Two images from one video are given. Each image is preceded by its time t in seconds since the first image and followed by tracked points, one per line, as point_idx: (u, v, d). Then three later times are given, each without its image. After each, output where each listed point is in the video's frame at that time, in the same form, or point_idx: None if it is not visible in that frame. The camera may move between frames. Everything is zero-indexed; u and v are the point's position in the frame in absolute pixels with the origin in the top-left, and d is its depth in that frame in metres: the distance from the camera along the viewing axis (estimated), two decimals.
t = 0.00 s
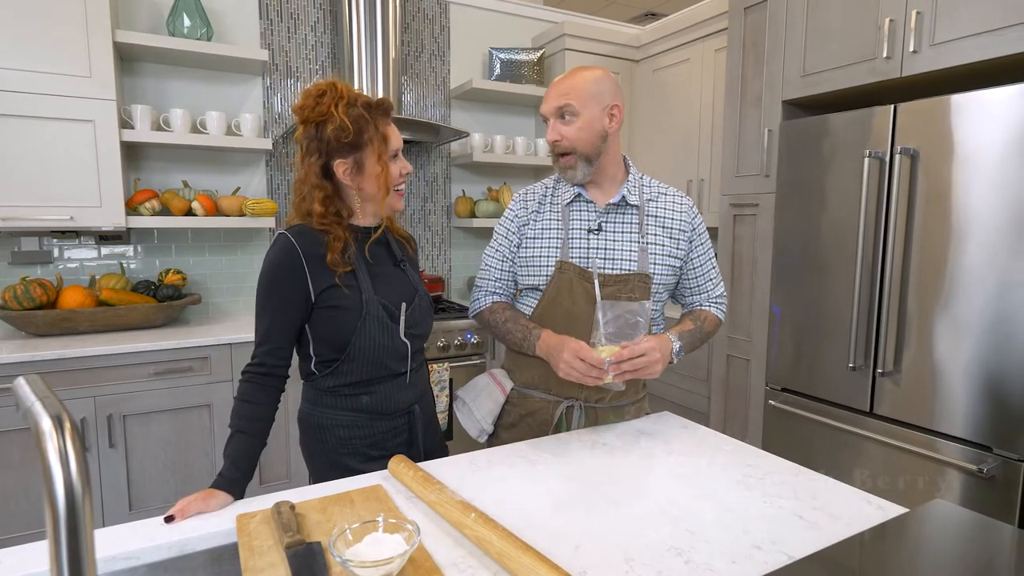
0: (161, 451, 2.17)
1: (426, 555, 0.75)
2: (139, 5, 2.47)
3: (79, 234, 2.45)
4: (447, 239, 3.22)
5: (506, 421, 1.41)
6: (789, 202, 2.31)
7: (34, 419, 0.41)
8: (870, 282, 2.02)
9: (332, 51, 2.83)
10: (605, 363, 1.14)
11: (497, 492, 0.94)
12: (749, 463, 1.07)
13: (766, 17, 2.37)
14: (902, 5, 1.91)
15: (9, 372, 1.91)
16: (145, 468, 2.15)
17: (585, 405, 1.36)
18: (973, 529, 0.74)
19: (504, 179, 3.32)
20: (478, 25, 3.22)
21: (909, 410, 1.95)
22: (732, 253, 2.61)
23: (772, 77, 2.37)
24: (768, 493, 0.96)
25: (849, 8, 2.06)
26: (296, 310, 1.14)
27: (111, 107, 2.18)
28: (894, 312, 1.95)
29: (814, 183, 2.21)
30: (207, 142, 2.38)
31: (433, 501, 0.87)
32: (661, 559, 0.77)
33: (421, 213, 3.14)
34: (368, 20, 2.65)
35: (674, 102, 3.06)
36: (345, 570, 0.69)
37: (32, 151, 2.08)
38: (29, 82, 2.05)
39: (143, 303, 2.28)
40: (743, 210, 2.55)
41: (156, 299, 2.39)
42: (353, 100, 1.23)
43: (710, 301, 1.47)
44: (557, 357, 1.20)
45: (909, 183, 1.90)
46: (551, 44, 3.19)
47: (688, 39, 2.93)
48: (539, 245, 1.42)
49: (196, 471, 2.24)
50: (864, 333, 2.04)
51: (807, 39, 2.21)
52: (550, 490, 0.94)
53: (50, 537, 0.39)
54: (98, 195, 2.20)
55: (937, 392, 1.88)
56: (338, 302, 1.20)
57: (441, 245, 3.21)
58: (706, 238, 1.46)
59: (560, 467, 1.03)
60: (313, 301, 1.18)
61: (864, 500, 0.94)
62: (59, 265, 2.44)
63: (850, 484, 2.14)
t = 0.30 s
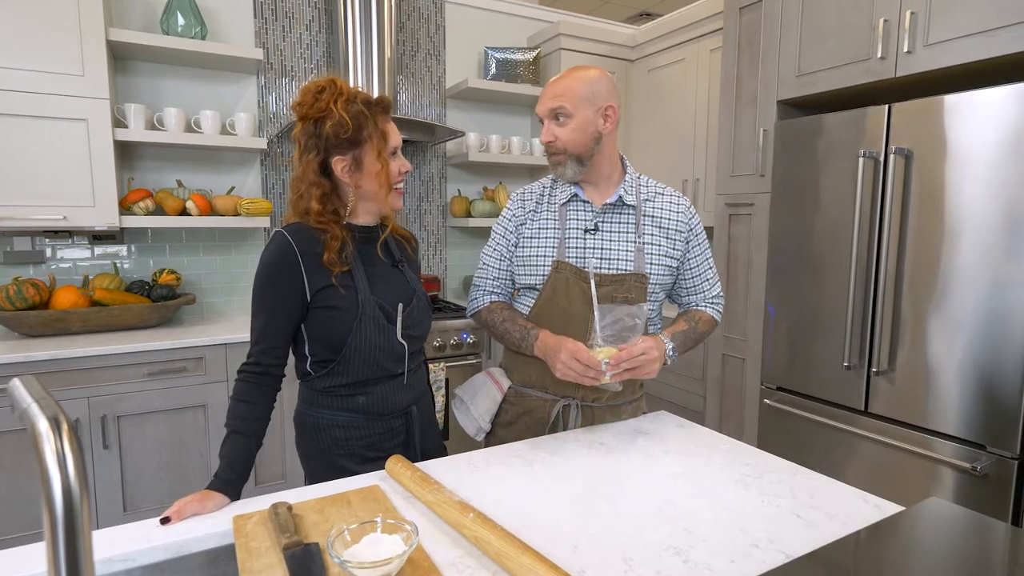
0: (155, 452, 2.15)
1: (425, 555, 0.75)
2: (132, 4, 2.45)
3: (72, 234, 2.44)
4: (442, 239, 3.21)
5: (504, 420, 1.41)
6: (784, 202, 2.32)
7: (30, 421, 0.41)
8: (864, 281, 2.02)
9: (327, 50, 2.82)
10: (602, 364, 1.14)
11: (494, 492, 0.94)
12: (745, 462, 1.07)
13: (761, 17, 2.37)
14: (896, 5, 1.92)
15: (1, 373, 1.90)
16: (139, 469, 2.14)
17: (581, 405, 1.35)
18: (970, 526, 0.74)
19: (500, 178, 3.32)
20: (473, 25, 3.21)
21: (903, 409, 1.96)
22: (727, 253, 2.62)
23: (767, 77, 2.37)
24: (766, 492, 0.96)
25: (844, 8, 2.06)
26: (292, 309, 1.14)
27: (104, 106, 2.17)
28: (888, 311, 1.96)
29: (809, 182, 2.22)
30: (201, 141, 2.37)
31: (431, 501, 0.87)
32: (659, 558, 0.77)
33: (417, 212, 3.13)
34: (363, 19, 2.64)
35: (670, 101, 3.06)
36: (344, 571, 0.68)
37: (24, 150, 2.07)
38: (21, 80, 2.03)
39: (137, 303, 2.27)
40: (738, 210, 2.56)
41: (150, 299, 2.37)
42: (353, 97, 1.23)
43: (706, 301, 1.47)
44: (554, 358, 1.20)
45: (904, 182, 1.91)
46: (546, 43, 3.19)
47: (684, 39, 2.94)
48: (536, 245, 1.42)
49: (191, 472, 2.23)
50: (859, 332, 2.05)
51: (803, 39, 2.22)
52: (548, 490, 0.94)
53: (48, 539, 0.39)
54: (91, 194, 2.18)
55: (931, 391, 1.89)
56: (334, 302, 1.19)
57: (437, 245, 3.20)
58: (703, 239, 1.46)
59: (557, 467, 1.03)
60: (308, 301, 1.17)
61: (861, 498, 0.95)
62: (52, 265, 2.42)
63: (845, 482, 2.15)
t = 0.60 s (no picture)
0: (151, 452, 2.15)
1: (425, 555, 0.75)
2: (127, 2, 2.44)
3: (67, 234, 2.42)
4: (439, 238, 3.21)
5: (503, 417, 1.42)
6: (780, 201, 2.32)
7: (31, 422, 0.40)
8: (861, 280, 2.03)
9: (323, 49, 2.81)
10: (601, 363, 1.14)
11: (493, 492, 0.94)
12: (743, 460, 1.08)
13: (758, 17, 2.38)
14: (892, 5, 1.93)
15: None
16: (135, 470, 2.13)
17: (580, 403, 1.35)
18: (968, 523, 0.75)
19: (497, 177, 3.32)
20: (470, 24, 3.21)
21: (899, 408, 1.96)
22: (724, 252, 2.63)
23: (764, 77, 2.38)
24: (765, 491, 0.96)
25: (841, 8, 2.07)
26: (289, 305, 1.14)
27: (99, 105, 2.16)
28: (884, 309, 1.97)
29: (806, 182, 2.22)
30: (197, 140, 2.36)
31: (430, 501, 0.87)
32: (659, 557, 0.77)
33: (414, 211, 3.12)
34: (359, 18, 2.63)
35: (667, 101, 3.07)
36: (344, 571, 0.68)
37: (18, 150, 2.05)
38: (15, 79, 2.02)
39: (133, 303, 2.26)
40: (735, 209, 2.56)
41: (146, 299, 2.36)
42: (348, 98, 1.18)
43: (704, 301, 1.48)
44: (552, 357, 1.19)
45: (900, 182, 1.91)
46: (543, 42, 3.19)
47: (680, 39, 2.94)
48: (536, 245, 1.42)
49: (187, 472, 2.22)
50: (856, 331, 2.05)
51: (799, 38, 2.22)
52: (548, 490, 0.95)
53: (49, 540, 0.38)
54: (86, 194, 2.17)
55: (926, 390, 1.89)
56: (332, 299, 1.19)
57: (434, 244, 3.20)
58: (701, 240, 1.47)
59: (556, 466, 1.03)
60: (306, 298, 1.17)
61: (860, 496, 0.95)
62: (46, 265, 2.41)
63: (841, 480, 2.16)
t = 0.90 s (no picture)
0: (148, 453, 2.14)
1: (425, 555, 0.75)
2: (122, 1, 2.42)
3: (62, 233, 2.41)
4: (436, 237, 3.21)
5: (501, 413, 1.42)
6: (777, 201, 2.33)
7: (29, 423, 0.40)
8: (857, 279, 2.04)
9: (320, 48, 2.80)
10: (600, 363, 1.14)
11: (492, 492, 0.94)
12: (741, 460, 1.08)
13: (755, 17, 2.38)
14: (888, 5, 1.93)
15: None
16: (132, 470, 2.12)
17: (578, 399, 1.35)
18: (966, 521, 0.75)
19: (494, 177, 3.31)
20: (467, 23, 3.21)
21: (895, 407, 1.97)
22: (721, 251, 2.63)
23: (761, 77, 2.38)
24: (763, 490, 0.96)
25: (837, 7, 2.08)
26: (287, 298, 1.13)
27: (95, 104, 2.14)
28: (880, 308, 1.97)
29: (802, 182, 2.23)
30: (193, 139, 2.35)
31: (430, 501, 0.87)
32: (659, 557, 0.77)
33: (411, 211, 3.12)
34: (356, 17, 2.62)
35: (664, 101, 3.07)
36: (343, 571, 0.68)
37: (12, 149, 2.04)
38: (10, 78, 2.01)
39: (129, 303, 2.25)
40: (731, 209, 2.57)
41: (142, 299, 2.35)
42: (350, 94, 1.14)
43: (697, 301, 1.48)
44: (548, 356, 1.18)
45: (896, 182, 1.92)
46: (540, 42, 3.19)
47: (677, 38, 2.94)
48: (530, 245, 1.43)
49: (184, 473, 2.21)
50: (852, 330, 2.06)
51: (796, 38, 2.23)
52: (547, 489, 0.94)
53: (49, 541, 0.38)
54: (82, 193, 2.16)
55: (922, 389, 1.90)
56: (330, 293, 1.19)
57: (431, 243, 3.20)
58: (693, 240, 1.47)
59: (555, 466, 1.03)
60: (305, 292, 1.17)
61: (859, 495, 0.95)
62: (41, 265, 2.40)
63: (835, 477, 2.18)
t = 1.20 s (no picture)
0: (144, 453, 2.13)
1: (423, 556, 0.74)
2: None
3: (57, 233, 2.40)
4: (433, 237, 3.20)
5: (499, 427, 1.40)
6: (772, 201, 2.33)
7: (25, 424, 0.40)
8: (854, 278, 2.04)
9: (316, 46, 2.78)
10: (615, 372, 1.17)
11: (490, 492, 0.93)
12: (738, 459, 1.08)
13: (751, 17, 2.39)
14: (884, 6, 1.94)
15: None
16: (127, 471, 2.11)
17: (578, 401, 1.38)
18: (961, 519, 0.75)
19: (490, 176, 3.31)
20: (464, 23, 3.20)
21: (890, 406, 1.98)
22: (717, 251, 2.64)
23: (757, 77, 2.39)
24: (761, 489, 0.96)
25: (833, 8, 2.08)
26: (276, 294, 1.13)
27: (90, 103, 2.13)
28: (876, 308, 1.98)
29: (798, 181, 2.23)
30: (189, 138, 2.34)
31: (428, 501, 0.86)
32: (657, 556, 0.77)
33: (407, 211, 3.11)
34: (353, 17, 2.61)
35: (660, 101, 3.08)
36: (341, 572, 0.68)
37: (6, 148, 2.03)
38: (4, 76, 2.00)
39: (124, 303, 2.24)
40: (728, 208, 2.57)
41: (137, 299, 2.34)
42: (350, 97, 1.11)
43: (665, 294, 1.56)
44: (558, 368, 1.18)
45: (891, 182, 1.93)
46: (536, 41, 3.19)
47: (673, 38, 2.95)
48: (520, 246, 1.38)
49: (179, 473, 2.20)
50: (848, 329, 2.07)
51: (792, 38, 2.23)
52: (545, 490, 0.94)
53: (45, 542, 0.38)
54: (76, 192, 2.15)
55: (917, 388, 1.91)
56: (317, 290, 1.17)
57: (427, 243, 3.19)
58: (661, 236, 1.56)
59: (553, 466, 1.03)
60: (294, 289, 1.16)
61: (855, 494, 0.96)
62: (36, 265, 2.38)
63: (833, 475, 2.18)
